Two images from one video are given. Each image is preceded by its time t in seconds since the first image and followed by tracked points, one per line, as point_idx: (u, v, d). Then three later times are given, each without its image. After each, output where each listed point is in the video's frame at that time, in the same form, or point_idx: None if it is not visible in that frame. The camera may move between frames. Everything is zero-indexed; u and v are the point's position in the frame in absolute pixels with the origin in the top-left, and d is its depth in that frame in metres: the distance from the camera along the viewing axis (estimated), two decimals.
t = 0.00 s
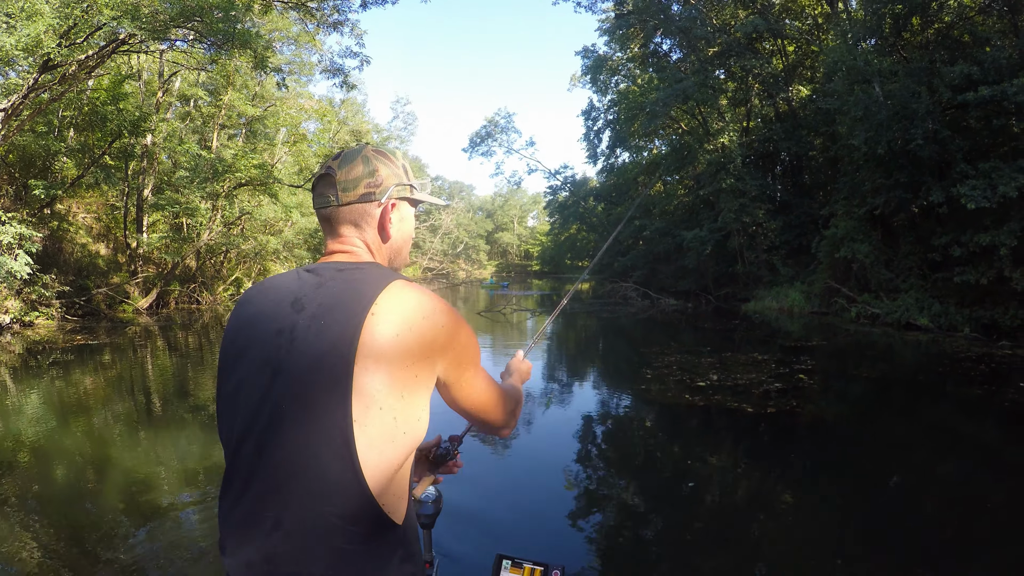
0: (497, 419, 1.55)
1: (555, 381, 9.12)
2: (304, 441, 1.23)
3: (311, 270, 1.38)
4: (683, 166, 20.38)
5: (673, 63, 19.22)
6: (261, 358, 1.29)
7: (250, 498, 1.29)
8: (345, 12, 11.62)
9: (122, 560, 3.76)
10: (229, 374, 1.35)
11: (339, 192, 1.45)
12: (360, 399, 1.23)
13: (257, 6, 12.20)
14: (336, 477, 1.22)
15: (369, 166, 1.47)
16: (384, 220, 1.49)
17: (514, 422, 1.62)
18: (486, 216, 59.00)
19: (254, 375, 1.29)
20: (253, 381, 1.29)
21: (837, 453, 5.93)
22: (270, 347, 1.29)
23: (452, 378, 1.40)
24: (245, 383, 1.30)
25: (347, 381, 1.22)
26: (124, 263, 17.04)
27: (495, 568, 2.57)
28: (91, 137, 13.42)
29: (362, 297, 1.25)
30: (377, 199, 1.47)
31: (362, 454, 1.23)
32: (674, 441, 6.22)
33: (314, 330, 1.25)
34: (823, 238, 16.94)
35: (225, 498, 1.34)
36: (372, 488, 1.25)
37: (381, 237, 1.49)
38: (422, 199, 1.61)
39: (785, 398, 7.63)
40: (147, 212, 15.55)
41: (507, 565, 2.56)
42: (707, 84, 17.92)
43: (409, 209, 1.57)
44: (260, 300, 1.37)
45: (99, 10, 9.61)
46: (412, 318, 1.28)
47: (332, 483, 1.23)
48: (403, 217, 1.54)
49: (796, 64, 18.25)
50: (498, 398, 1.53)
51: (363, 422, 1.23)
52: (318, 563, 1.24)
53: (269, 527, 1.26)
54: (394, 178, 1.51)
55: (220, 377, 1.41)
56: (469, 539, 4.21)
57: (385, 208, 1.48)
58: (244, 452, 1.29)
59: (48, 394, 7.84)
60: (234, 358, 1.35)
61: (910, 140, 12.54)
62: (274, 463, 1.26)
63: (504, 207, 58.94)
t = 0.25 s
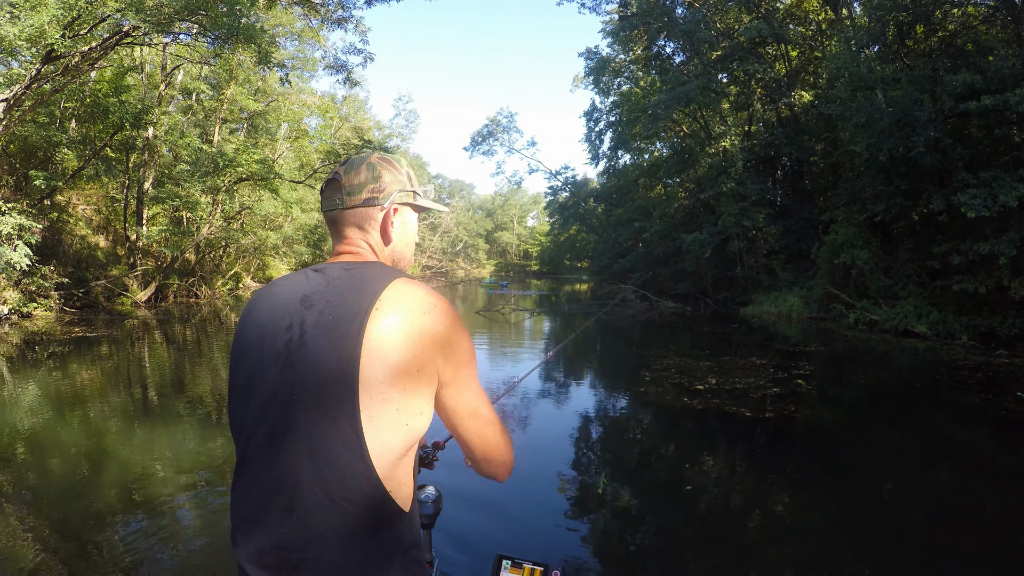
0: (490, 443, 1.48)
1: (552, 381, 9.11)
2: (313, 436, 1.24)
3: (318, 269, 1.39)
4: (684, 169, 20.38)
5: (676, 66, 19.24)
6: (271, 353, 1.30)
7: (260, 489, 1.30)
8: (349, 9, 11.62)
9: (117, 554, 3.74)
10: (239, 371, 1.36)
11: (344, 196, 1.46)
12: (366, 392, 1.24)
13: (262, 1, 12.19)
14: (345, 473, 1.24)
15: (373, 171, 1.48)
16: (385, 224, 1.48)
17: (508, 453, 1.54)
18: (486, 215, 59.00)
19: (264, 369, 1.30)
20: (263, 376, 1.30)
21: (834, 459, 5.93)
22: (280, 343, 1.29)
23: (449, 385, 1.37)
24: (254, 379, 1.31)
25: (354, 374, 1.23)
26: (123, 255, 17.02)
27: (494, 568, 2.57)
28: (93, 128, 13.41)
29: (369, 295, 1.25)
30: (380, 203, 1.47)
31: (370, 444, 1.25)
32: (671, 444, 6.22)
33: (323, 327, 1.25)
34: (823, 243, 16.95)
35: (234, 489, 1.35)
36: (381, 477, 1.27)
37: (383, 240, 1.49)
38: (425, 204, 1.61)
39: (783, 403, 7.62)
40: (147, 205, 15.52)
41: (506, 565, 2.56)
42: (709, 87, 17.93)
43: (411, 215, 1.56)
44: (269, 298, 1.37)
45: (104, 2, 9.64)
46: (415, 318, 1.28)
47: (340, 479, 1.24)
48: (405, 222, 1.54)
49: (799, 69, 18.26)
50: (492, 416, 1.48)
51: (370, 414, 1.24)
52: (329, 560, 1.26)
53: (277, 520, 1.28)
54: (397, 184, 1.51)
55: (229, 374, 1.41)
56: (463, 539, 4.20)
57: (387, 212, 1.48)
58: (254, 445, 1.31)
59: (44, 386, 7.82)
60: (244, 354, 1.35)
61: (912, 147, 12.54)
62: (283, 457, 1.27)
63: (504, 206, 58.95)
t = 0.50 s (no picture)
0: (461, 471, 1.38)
1: (550, 380, 9.11)
2: (304, 438, 1.25)
3: (316, 270, 1.37)
4: (684, 169, 20.40)
5: (677, 66, 19.26)
6: (266, 351, 1.30)
7: (256, 485, 1.32)
8: (350, 6, 11.60)
9: (116, 551, 3.75)
10: (237, 368, 1.37)
11: (353, 196, 1.46)
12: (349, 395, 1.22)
13: None
14: (335, 476, 1.24)
15: (382, 176, 1.48)
16: (390, 228, 1.48)
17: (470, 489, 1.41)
18: (485, 213, 58.97)
19: (259, 367, 1.30)
20: (259, 373, 1.30)
21: (831, 459, 5.95)
22: (275, 341, 1.29)
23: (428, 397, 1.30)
24: (251, 376, 1.32)
25: (338, 376, 1.21)
26: (122, 252, 17.00)
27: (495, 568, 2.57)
28: (92, 124, 13.38)
29: (358, 296, 1.23)
30: (387, 208, 1.47)
31: (357, 444, 1.24)
32: (669, 444, 6.23)
33: (315, 327, 1.24)
34: (823, 244, 16.97)
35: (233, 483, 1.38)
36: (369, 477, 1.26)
37: (387, 245, 1.49)
38: (430, 212, 1.61)
39: (782, 404, 7.64)
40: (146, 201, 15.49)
41: (506, 565, 2.55)
42: (710, 88, 17.94)
43: (416, 221, 1.57)
44: (267, 295, 1.37)
45: None
46: (404, 322, 1.23)
47: (330, 481, 1.24)
48: (410, 228, 1.54)
49: (799, 70, 18.28)
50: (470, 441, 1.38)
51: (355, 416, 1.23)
52: (321, 561, 1.26)
53: (272, 516, 1.30)
54: (404, 190, 1.50)
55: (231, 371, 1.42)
56: (461, 536, 4.20)
57: (393, 217, 1.48)
58: (251, 441, 1.32)
59: (42, 382, 7.81)
60: (243, 351, 1.36)
61: (912, 149, 12.56)
62: (277, 455, 1.28)
63: (503, 205, 58.96)
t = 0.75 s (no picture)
0: (462, 484, 1.34)
1: (549, 380, 9.11)
2: (302, 441, 1.24)
3: (322, 270, 1.36)
4: (685, 169, 20.39)
5: (678, 66, 19.26)
6: (267, 350, 1.30)
7: (257, 485, 1.33)
8: (352, 3, 11.60)
9: (115, 547, 3.75)
10: (242, 366, 1.37)
11: (371, 189, 1.45)
12: (347, 399, 1.22)
13: None
14: (332, 481, 1.24)
15: (402, 173, 1.48)
16: (406, 226, 1.48)
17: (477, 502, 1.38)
18: (485, 212, 58.95)
19: (261, 366, 1.31)
20: (260, 372, 1.30)
21: (830, 461, 5.96)
22: (276, 342, 1.29)
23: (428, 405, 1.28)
24: (254, 375, 1.32)
25: (337, 379, 1.21)
26: (122, 248, 17.00)
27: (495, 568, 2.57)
28: (93, 120, 13.38)
29: (359, 298, 1.22)
30: (404, 206, 1.46)
31: (353, 450, 1.24)
32: (669, 445, 6.23)
33: (315, 329, 1.23)
34: (823, 246, 16.97)
35: (236, 481, 1.39)
36: (364, 484, 1.25)
37: (400, 243, 1.48)
38: (444, 213, 1.61)
39: (781, 405, 7.64)
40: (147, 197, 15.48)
41: (507, 565, 2.56)
42: (711, 88, 17.93)
43: (432, 221, 1.57)
44: (272, 294, 1.37)
45: None
46: (407, 326, 1.22)
47: (327, 485, 1.24)
48: (424, 228, 1.53)
49: (801, 72, 18.28)
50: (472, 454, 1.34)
51: (353, 420, 1.22)
52: (318, 564, 1.26)
53: (273, 516, 1.30)
54: (422, 189, 1.50)
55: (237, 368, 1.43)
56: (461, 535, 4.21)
57: (409, 216, 1.48)
58: (254, 441, 1.33)
59: (41, 378, 7.80)
60: (248, 349, 1.36)
61: (914, 151, 12.55)
62: (277, 456, 1.28)
63: (503, 204, 58.94)
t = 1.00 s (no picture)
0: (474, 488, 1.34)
1: (550, 381, 9.11)
2: (305, 443, 1.24)
3: (327, 267, 1.36)
4: (685, 170, 20.40)
5: (678, 67, 19.27)
6: (271, 350, 1.29)
7: (263, 486, 1.33)
8: (352, 5, 11.60)
9: (115, 549, 3.75)
10: (245, 366, 1.37)
11: (378, 181, 1.45)
12: (354, 403, 1.21)
13: None
14: (338, 486, 1.24)
15: (411, 165, 1.47)
16: (413, 221, 1.47)
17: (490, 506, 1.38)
18: (485, 214, 58.97)
19: (265, 366, 1.30)
20: (263, 371, 1.30)
21: (831, 461, 5.95)
22: (279, 341, 1.29)
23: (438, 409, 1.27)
24: (258, 375, 1.32)
25: (345, 383, 1.20)
26: (122, 250, 17.00)
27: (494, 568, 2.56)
28: (93, 122, 13.39)
29: (362, 301, 1.21)
30: (412, 199, 1.46)
31: (359, 456, 1.23)
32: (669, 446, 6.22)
33: (317, 331, 1.23)
34: (824, 246, 16.96)
35: (239, 479, 1.39)
36: (370, 491, 1.25)
37: (408, 237, 1.48)
38: (452, 209, 1.60)
39: (782, 406, 7.64)
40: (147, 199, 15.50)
41: (506, 564, 2.55)
42: (711, 89, 17.94)
43: (439, 216, 1.56)
44: (275, 292, 1.36)
45: None
46: (413, 327, 1.21)
47: (331, 490, 1.24)
48: (433, 222, 1.53)
49: (801, 72, 18.29)
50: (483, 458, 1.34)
51: (359, 425, 1.22)
52: (324, 568, 1.26)
53: (277, 518, 1.30)
54: (431, 182, 1.50)
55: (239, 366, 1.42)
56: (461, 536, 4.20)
57: (416, 210, 1.47)
58: (257, 441, 1.33)
59: (42, 380, 7.81)
60: (250, 348, 1.36)
61: (914, 151, 12.55)
62: (282, 457, 1.28)
63: (503, 205, 58.97)
